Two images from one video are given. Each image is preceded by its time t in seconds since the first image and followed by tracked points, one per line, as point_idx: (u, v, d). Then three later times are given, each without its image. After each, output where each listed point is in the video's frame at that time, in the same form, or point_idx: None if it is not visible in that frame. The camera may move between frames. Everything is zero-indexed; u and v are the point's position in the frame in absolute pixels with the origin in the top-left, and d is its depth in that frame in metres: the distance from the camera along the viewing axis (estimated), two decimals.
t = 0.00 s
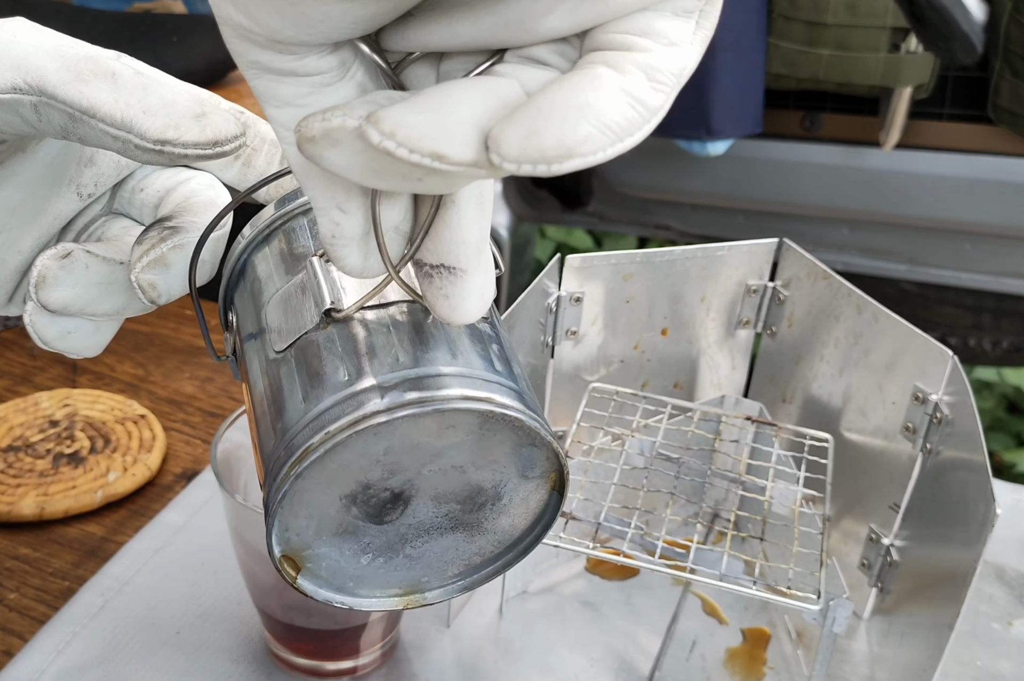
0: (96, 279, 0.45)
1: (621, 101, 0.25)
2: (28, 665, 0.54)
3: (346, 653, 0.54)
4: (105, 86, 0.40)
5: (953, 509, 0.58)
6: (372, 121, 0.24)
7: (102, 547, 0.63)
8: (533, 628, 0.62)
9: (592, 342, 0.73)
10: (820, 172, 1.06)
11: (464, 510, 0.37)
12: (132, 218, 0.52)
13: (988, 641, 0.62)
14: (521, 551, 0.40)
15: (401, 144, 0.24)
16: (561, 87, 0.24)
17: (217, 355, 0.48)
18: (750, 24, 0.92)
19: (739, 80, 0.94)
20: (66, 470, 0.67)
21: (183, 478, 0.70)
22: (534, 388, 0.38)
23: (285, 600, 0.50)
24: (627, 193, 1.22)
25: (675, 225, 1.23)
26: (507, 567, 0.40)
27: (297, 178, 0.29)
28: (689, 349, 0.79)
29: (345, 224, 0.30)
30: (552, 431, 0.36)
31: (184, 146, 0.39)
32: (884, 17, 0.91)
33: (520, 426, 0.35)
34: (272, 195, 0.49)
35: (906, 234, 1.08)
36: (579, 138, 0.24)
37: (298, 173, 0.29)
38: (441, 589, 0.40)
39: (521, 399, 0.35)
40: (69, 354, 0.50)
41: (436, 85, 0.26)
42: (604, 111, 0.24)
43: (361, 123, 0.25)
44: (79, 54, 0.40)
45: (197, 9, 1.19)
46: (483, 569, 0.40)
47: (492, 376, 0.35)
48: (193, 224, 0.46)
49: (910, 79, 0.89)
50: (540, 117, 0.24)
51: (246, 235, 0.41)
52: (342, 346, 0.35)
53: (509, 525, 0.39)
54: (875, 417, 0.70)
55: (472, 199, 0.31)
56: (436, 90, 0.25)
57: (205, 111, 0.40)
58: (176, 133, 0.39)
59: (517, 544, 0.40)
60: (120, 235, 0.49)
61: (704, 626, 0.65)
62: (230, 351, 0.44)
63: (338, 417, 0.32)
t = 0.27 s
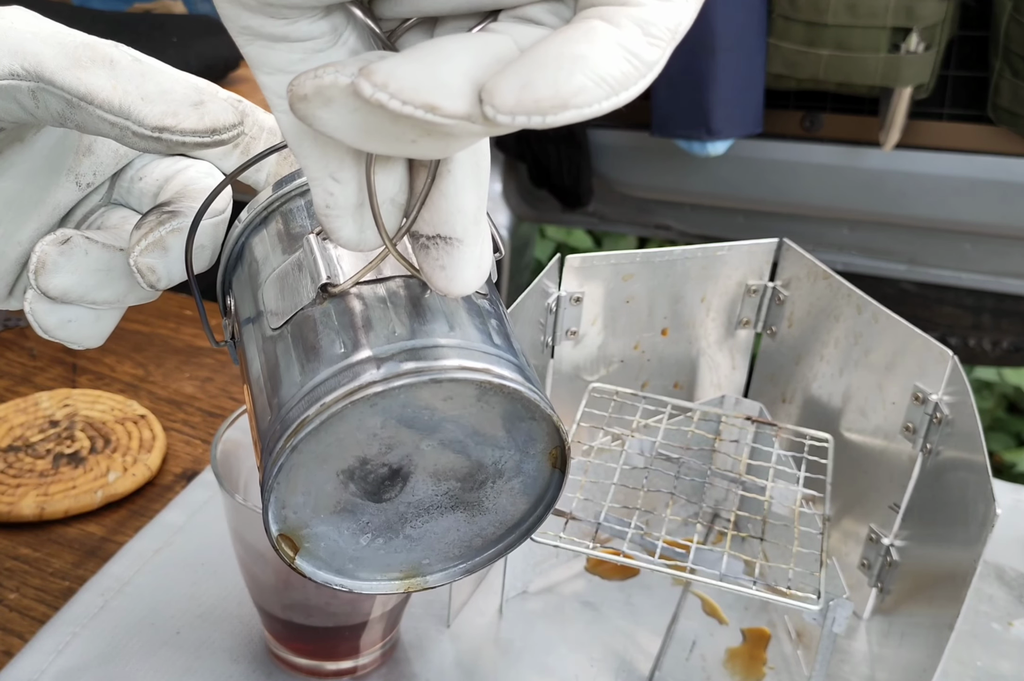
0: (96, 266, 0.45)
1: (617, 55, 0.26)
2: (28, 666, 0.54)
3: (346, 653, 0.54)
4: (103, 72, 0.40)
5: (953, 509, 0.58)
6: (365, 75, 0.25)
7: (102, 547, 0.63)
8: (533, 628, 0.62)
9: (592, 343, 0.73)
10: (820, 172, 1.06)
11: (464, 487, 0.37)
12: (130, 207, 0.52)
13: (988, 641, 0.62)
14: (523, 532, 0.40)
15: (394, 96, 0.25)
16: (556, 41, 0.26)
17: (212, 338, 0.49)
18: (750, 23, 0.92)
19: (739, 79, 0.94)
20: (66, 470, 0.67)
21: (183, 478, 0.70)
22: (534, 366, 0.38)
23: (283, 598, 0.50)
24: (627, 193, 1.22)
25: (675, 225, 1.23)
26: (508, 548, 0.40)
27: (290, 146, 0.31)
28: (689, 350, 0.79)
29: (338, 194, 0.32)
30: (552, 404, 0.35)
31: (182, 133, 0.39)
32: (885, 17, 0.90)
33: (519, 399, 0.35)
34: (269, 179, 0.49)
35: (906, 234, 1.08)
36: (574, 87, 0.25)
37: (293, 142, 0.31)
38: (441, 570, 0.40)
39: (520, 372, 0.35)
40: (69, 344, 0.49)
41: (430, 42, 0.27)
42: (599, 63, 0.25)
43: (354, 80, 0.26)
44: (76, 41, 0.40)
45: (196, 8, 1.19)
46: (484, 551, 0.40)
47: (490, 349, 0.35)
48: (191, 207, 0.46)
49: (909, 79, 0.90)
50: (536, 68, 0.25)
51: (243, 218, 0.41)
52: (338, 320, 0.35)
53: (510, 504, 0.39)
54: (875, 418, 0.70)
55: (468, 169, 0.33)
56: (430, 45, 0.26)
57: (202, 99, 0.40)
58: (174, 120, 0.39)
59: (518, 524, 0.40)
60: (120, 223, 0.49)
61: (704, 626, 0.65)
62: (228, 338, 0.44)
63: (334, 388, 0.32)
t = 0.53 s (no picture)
0: (94, 261, 0.45)
1: (616, 38, 0.26)
2: (28, 666, 0.54)
3: (346, 653, 0.54)
4: (101, 69, 0.40)
5: (953, 509, 0.58)
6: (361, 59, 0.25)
7: (102, 547, 0.63)
8: (532, 628, 0.62)
9: (592, 343, 0.73)
10: (820, 173, 1.06)
11: (465, 481, 0.37)
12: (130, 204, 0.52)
13: (988, 641, 0.62)
14: (524, 526, 0.40)
15: (392, 80, 0.25)
16: (556, 25, 0.26)
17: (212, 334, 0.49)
18: (750, 23, 0.92)
19: (738, 79, 0.94)
20: (66, 470, 0.67)
21: (184, 478, 0.70)
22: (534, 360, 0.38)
23: (283, 598, 0.50)
24: (628, 194, 1.22)
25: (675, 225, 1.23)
26: (509, 542, 0.40)
27: (288, 136, 0.31)
28: (689, 350, 0.79)
29: (337, 184, 0.32)
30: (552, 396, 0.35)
31: (178, 132, 0.40)
32: (884, 17, 0.90)
33: (519, 390, 0.35)
34: (267, 175, 0.48)
35: (906, 234, 1.08)
36: (573, 70, 0.25)
37: (292, 133, 0.31)
38: (442, 564, 0.40)
39: (521, 364, 0.35)
40: (69, 341, 0.49)
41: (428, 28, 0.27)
42: (598, 46, 0.26)
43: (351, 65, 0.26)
44: (75, 36, 0.40)
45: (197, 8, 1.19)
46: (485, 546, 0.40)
47: (491, 341, 0.35)
48: (188, 201, 0.46)
49: (909, 79, 0.91)
50: (536, 52, 0.25)
51: (242, 213, 0.41)
52: (338, 312, 0.35)
53: (511, 499, 0.39)
54: (875, 418, 0.70)
55: (467, 159, 0.33)
56: (428, 31, 0.27)
57: (199, 99, 0.41)
58: (171, 118, 0.40)
59: (520, 518, 0.40)
60: (119, 219, 0.50)
61: (704, 625, 0.65)
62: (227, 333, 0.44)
63: (334, 379, 0.32)
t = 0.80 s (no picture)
0: (91, 267, 0.45)
1: (612, 48, 0.26)
2: (28, 666, 0.53)
3: (347, 653, 0.54)
4: (98, 77, 0.39)
5: (954, 511, 0.58)
6: (358, 68, 0.25)
7: (102, 547, 0.63)
8: (534, 629, 0.62)
9: (594, 342, 0.72)
10: (822, 172, 1.05)
11: (462, 487, 0.37)
12: (126, 210, 0.52)
13: (989, 642, 0.62)
14: (521, 532, 0.40)
15: (388, 88, 0.25)
16: (550, 34, 0.26)
17: (212, 344, 0.49)
18: (752, 22, 0.92)
19: (741, 78, 0.94)
20: (67, 469, 0.66)
21: (184, 478, 0.70)
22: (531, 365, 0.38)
23: (283, 600, 0.50)
24: (629, 192, 1.21)
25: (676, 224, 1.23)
26: (506, 549, 0.40)
27: (286, 143, 0.31)
28: (690, 349, 0.78)
29: (334, 191, 0.31)
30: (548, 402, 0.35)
31: (173, 142, 0.39)
32: (886, 16, 0.90)
33: (516, 396, 0.35)
34: (264, 182, 0.48)
35: (908, 234, 1.08)
36: (569, 79, 0.25)
37: (290, 141, 0.31)
38: (439, 571, 0.40)
39: (517, 370, 0.35)
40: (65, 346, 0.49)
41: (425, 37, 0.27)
42: (594, 55, 0.25)
43: (349, 75, 0.26)
44: (73, 44, 0.40)
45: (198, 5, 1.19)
46: (482, 552, 0.40)
47: (487, 347, 0.35)
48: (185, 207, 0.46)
49: (911, 78, 0.90)
50: (532, 60, 0.25)
51: (239, 219, 0.41)
52: (334, 318, 0.34)
53: (507, 504, 0.38)
54: (877, 418, 0.70)
55: (464, 166, 0.33)
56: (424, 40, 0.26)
57: (195, 108, 0.40)
58: (165, 128, 0.39)
59: (517, 524, 0.39)
60: (114, 226, 0.50)
61: (706, 626, 0.65)
62: (225, 338, 0.44)
63: (331, 385, 0.32)
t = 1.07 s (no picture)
0: (85, 262, 0.45)
1: (606, 36, 0.26)
2: (28, 666, 0.53)
3: (347, 653, 0.54)
4: (85, 91, 0.40)
5: (953, 510, 0.58)
6: (355, 57, 0.25)
7: (102, 547, 0.63)
8: (534, 629, 0.62)
9: (594, 343, 0.72)
10: (822, 172, 1.05)
11: (461, 476, 0.37)
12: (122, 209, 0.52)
13: (989, 643, 0.62)
14: (520, 522, 0.40)
15: (385, 77, 0.25)
16: (544, 23, 0.26)
17: (211, 342, 0.49)
18: (752, 23, 0.92)
19: (741, 79, 0.94)
20: (67, 470, 0.66)
21: (184, 478, 0.70)
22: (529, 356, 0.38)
23: (283, 600, 0.50)
24: (630, 192, 1.21)
25: (676, 224, 1.23)
26: (506, 539, 0.39)
27: (281, 136, 0.31)
28: (690, 349, 0.78)
29: (331, 182, 0.31)
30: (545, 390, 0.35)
31: (150, 167, 0.40)
32: (887, 17, 0.90)
33: (513, 384, 0.35)
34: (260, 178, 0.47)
35: (909, 234, 1.08)
36: (563, 66, 0.25)
37: (286, 131, 0.31)
38: (440, 562, 0.39)
39: (515, 359, 0.35)
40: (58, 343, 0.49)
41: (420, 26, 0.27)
42: (588, 42, 0.25)
43: (345, 65, 0.26)
44: (64, 52, 0.40)
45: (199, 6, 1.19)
46: (482, 542, 0.40)
47: (485, 337, 0.35)
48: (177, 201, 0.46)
49: (912, 79, 0.90)
50: (526, 48, 0.25)
51: (236, 215, 0.41)
52: (332, 310, 0.34)
53: (506, 493, 0.38)
54: (877, 418, 0.70)
55: (460, 158, 0.33)
56: (420, 29, 0.26)
57: (176, 135, 0.41)
58: (145, 152, 0.40)
59: (516, 514, 0.39)
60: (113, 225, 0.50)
61: (706, 626, 0.65)
62: (223, 335, 0.44)
63: (330, 375, 0.32)
